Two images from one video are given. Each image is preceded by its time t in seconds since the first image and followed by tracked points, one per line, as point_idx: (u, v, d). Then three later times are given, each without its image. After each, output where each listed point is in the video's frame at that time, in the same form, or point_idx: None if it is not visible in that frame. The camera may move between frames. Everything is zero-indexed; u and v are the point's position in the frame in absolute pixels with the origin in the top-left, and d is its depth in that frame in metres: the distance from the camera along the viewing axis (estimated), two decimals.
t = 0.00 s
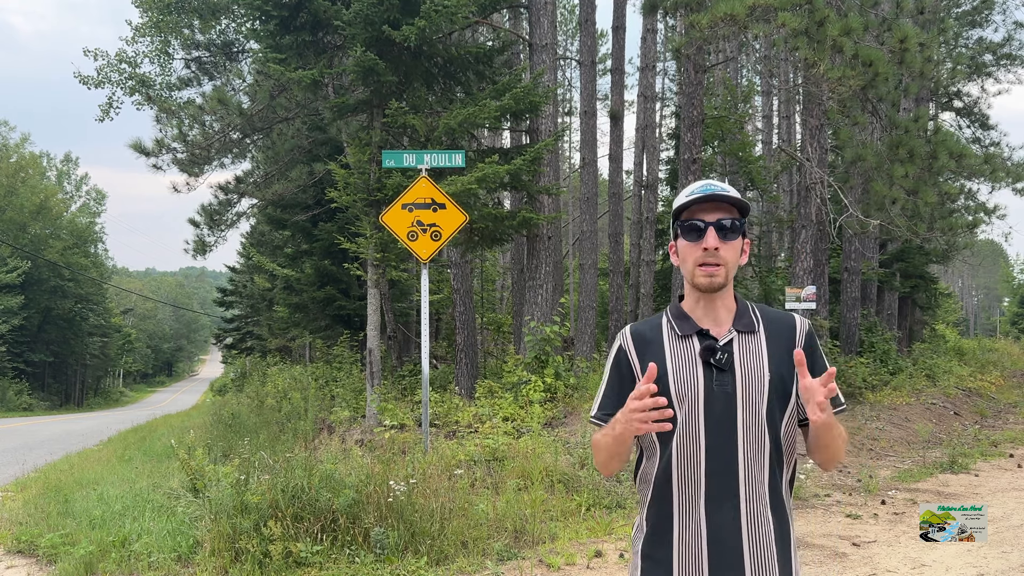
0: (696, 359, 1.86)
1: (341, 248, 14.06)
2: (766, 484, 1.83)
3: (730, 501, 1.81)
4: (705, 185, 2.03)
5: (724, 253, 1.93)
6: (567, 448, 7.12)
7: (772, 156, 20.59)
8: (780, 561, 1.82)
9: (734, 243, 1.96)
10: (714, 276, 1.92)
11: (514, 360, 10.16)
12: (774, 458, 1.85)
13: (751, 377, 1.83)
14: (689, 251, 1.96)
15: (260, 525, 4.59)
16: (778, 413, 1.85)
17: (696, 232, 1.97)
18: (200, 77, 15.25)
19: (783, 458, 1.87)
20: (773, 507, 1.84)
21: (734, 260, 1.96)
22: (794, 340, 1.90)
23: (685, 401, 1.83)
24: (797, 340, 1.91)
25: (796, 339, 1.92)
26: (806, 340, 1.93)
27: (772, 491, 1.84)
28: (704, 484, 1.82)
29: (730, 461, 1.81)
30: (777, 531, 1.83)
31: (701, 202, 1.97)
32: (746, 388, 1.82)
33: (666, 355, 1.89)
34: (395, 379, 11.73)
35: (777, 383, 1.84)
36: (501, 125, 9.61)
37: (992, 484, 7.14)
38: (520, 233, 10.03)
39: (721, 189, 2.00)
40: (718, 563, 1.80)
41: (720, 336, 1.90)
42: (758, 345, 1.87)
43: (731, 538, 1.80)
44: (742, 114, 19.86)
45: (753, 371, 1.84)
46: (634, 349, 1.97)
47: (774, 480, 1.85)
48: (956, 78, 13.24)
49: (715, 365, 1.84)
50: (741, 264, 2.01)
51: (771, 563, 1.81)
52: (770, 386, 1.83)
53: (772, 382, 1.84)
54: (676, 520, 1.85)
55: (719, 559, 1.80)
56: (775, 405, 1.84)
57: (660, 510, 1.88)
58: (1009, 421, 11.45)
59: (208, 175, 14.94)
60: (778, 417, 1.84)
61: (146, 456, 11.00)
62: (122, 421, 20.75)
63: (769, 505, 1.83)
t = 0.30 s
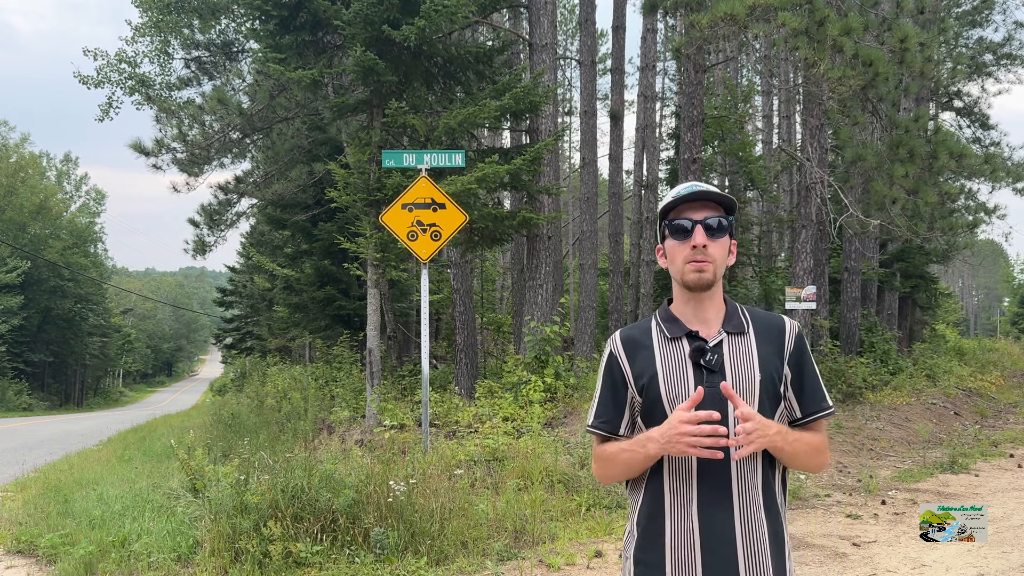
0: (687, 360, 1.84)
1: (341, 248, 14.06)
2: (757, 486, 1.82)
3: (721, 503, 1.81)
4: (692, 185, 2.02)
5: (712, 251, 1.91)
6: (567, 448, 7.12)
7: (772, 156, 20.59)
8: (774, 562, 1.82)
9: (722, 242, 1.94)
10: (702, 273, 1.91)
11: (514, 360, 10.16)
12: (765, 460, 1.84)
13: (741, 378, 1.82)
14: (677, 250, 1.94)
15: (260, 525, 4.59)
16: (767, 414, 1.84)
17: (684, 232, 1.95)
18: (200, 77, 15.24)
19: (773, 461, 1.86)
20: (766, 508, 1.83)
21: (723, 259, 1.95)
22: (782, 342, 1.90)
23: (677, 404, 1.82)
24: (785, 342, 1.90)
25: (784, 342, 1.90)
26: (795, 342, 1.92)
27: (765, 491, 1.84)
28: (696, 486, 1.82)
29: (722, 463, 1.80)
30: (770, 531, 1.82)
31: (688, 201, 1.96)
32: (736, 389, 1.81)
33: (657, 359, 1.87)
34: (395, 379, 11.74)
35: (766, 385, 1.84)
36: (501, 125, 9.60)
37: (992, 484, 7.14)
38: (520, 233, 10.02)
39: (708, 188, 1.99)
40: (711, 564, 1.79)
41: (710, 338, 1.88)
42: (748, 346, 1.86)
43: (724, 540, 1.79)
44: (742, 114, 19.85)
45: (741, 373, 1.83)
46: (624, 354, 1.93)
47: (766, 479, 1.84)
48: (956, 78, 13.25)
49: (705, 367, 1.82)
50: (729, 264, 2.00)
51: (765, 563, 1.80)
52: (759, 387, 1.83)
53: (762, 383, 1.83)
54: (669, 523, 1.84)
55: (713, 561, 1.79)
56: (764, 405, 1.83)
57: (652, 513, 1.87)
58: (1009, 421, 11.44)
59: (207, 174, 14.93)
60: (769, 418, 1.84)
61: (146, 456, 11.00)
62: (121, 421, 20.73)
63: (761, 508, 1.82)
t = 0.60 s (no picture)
0: (678, 362, 1.83)
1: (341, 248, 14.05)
2: (751, 486, 1.81)
3: (715, 503, 1.80)
4: (683, 187, 2.01)
5: (702, 254, 1.91)
6: (567, 448, 7.11)
7: (772, 156, 20.59)
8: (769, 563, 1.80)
9: (713, 244, 1.94)
10: (692, 276, 1.90)
11: (514, 360, 10.16)
12: (759, 461, 1.83)
13: (733, 379, 1.81)
14: (668, 253, 1.94)
15: (260, 525, 4.58)
16: (760, 415, 1.83)
17: (674, 234, 1.95)
18: (200, 76, 15.23)
19: (768, 461, 1.85)
20: (759, 509, 1.82)
21: (713, 262, 1.94)
22: (775, 342, 1.88)
23: (669, 405, 1.82)
24: (778, 342, 1.89)
25: (777, 342, 1.89)
26: (789, 342, 1.90)
27: (759, 491, 1.83)
28: (688, 486, 1.82)
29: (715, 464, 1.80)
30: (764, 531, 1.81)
31: (679, 204, 1.95)
32: (727, 389, 1.80)
33: (649, 360, 1.86)
34: (395, 379, 11.73)
35: (758, 385, 1.83)
36: (501, 125, 9.59)
37: (992, 484, 7.13)
38: (520, 233, 10.01)
39: (698, 190, 1.98)
40: (704, 565, 1.79)
41: (702, 339, 1.87)
42: (740, 347, 1.85)
43: (717, 541, 1.78)
44: (742, 114, 19.84)
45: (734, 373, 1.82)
46: (616, 356, 1.92)
47: (760, 480, 1.83)
48: (956, 78, 13.24)
49: (697, 368, 1.81)
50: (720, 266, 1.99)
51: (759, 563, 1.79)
52: (752, 387, 1.82)
53: (755, 384, 1.82)
54: (662, 523, 1.83)
55: (706, 562, 1.78)
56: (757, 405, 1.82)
57: (645, 514, 1.87)
58: (1010, 421, 11.43)
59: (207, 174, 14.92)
60: (762, 418, 1.83)
61: (146, 456, 10.99)
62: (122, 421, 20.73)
63: (755, 508, 1.81)
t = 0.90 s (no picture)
0: (674, 365, 1.83)
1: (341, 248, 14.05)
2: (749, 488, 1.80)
3: (712, 506, 1.79)
4: (678, 188, 1.99)
5: (695, 259, 1.91)
6: (567, 448, 7.11)
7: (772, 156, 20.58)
8: (767, 563, 1.80)
9: (707, 248, 1.93)
10: (685, 280, 1.90)
11: (514, 360, 10.15)
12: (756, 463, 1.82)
13: (728, 381, 1.81)
14: (662, 257, 1.94)
15: (260, 525, 4.58)
16: (756, 418, 1.82)
17: (669, 238, 1.94)
18: (200, 76, 15.22)
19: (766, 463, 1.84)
20: (758, 510, 1.81)
21: (708, 265, 1.94)
22: (770, 343, 1.88)
23: (665, 408, 1.81)
24: (773, 342, 1.89)
25: (772, 342, 1.89)
26: (783, 342, 1.90)
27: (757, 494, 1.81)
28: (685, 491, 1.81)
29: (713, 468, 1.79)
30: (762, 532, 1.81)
31: (673, 207, 1.94)
32: (723, 392, 1.80)
33: (645, 363, 1.86)
34: (395, 379, 11.73)
35: (754, 387, 1.83)
36: (501, 125, 9.58)
37: (992, 484, 7.12)
38: (520, 233, 10.00)
39: (694, 193, 1.96)
40: (702, 567, 1.78)
41: (697, 341, 1.87)
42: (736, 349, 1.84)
43: (714, 543, 1.78)
44: (742, 114, 19.83)
45: (730, 376, 1.81)
46: (613, 358, 1.91)
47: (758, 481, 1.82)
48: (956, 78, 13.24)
49: (693, 370, 1.81)
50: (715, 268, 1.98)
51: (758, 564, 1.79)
52: (748, 389, 1.81)
53: (750, 386, 1.82)
54: (660, 527, 1.83)
55: (703, 564, 1.78)
56: (754, 407, 1.81)
57: (643, 517, 1.87)
58: (1010, 421, 11.42)
59: (207, 174, 14.92)
60: (759, 420, 1.82)
61: (146, 456, 10.99)
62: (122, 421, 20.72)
63: (753, 510, 1.80)
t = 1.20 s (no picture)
0: (674, 363, 1.83)
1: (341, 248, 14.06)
2: (749, 487, 1.79)
3: (710, 504, 1.79)
4: (681, 187, 2.00)
5: (696, 258, 1.90)
6: (567, 448, 7.11)
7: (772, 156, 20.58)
8: (767, 563, 1.78)
9: (708, 248, 1.92)
10: (684, 281, 1.90)
11: (514, 360, 10.15)
12: (757, 462, 1.81)
13: (730, 380, 1.80)
14: (661, 256, 1.94)
15: (260, 525, 4.58)
16: (758, 416, 1.80)
17: (669, 236, 1.94)
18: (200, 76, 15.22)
19: (766, 459, 1.83)
20: (757, 510, 1.79)
21: (710, 265, 1.94)
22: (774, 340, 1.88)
23: (664, 405, 1.81)
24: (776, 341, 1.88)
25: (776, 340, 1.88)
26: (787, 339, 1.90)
27: (757, 493, 1.80)
28: (684, 489, 1.80)
29: (711, 464, 1.78)
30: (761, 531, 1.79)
31: (674, 205, 1.95)
32: (724, 389, 1.79)
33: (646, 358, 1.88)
34: (395, 379, 11.73)
35: (756, 385, 1.81)
36: (501, 125, 9.58)
37: (992, 484, 7.12)
38: (520, 233, 10.00)
39: (696, 192, 1.96)
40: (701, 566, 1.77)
41: (699, 339, 1.87)
42: (739, 347, 1.84)
43: (712, 541, 1.78)
44: (742, 114, 19.85)
45: (731, 374, 1.81)
46: (614, 350, 1.96)
47: (759, 479, 1.81)
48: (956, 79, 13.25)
49: (693, 369, 1.81)
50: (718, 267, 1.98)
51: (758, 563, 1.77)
52: (749, 389, 1.80)
53: (752, 385, 1.80)
54: (660, 524, 1.83)
55: (703, 563, 1.77)
56: (756, 404, 1.80)
57: (642, 513, 1.87)
58: (1010, 421, 11.42)
59: (207, 174, 14.92)
60: (760, 418, 1.80)
61: (146, 456, 10.99)
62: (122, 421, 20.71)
63: (752, 509, 1.79)
